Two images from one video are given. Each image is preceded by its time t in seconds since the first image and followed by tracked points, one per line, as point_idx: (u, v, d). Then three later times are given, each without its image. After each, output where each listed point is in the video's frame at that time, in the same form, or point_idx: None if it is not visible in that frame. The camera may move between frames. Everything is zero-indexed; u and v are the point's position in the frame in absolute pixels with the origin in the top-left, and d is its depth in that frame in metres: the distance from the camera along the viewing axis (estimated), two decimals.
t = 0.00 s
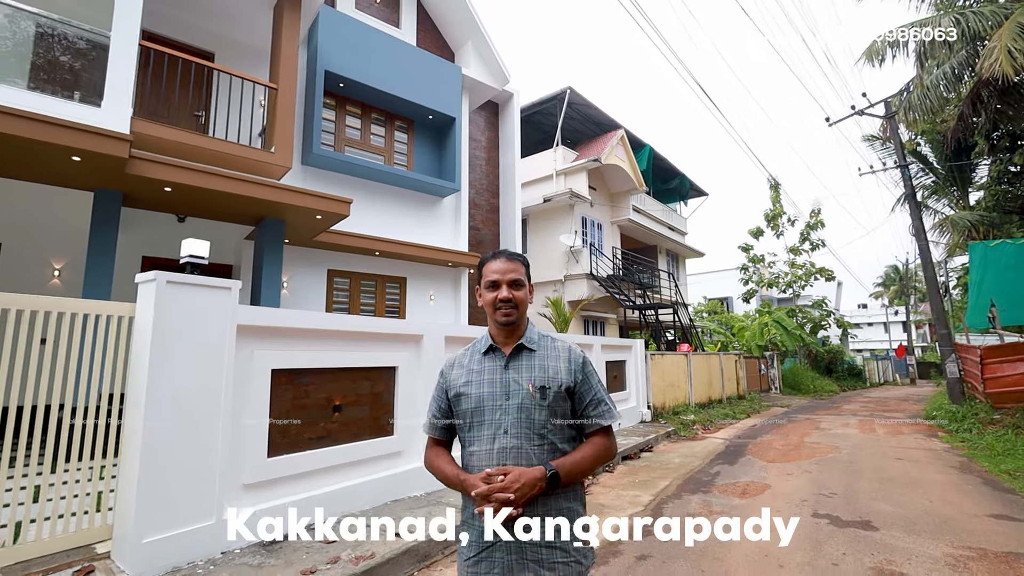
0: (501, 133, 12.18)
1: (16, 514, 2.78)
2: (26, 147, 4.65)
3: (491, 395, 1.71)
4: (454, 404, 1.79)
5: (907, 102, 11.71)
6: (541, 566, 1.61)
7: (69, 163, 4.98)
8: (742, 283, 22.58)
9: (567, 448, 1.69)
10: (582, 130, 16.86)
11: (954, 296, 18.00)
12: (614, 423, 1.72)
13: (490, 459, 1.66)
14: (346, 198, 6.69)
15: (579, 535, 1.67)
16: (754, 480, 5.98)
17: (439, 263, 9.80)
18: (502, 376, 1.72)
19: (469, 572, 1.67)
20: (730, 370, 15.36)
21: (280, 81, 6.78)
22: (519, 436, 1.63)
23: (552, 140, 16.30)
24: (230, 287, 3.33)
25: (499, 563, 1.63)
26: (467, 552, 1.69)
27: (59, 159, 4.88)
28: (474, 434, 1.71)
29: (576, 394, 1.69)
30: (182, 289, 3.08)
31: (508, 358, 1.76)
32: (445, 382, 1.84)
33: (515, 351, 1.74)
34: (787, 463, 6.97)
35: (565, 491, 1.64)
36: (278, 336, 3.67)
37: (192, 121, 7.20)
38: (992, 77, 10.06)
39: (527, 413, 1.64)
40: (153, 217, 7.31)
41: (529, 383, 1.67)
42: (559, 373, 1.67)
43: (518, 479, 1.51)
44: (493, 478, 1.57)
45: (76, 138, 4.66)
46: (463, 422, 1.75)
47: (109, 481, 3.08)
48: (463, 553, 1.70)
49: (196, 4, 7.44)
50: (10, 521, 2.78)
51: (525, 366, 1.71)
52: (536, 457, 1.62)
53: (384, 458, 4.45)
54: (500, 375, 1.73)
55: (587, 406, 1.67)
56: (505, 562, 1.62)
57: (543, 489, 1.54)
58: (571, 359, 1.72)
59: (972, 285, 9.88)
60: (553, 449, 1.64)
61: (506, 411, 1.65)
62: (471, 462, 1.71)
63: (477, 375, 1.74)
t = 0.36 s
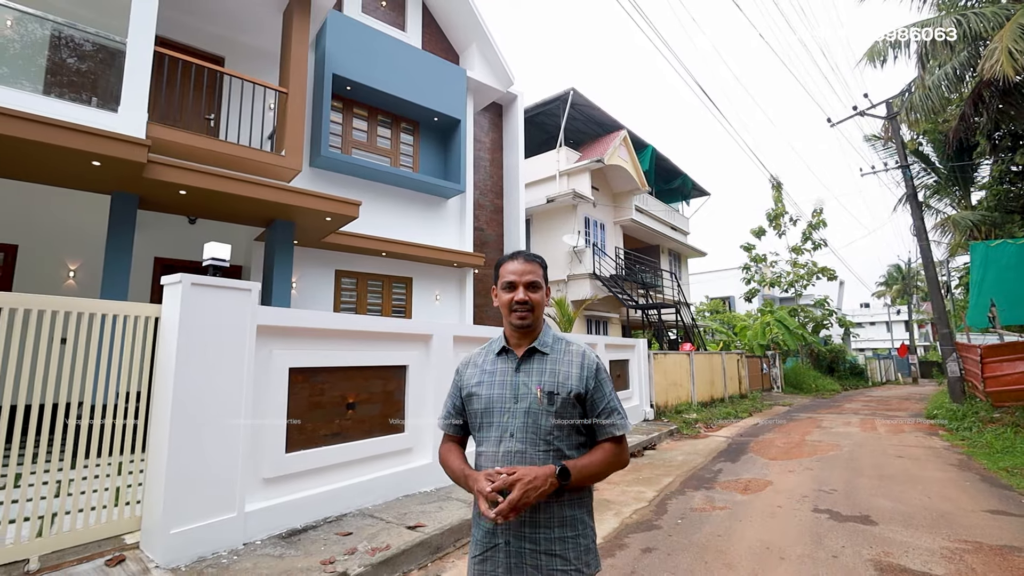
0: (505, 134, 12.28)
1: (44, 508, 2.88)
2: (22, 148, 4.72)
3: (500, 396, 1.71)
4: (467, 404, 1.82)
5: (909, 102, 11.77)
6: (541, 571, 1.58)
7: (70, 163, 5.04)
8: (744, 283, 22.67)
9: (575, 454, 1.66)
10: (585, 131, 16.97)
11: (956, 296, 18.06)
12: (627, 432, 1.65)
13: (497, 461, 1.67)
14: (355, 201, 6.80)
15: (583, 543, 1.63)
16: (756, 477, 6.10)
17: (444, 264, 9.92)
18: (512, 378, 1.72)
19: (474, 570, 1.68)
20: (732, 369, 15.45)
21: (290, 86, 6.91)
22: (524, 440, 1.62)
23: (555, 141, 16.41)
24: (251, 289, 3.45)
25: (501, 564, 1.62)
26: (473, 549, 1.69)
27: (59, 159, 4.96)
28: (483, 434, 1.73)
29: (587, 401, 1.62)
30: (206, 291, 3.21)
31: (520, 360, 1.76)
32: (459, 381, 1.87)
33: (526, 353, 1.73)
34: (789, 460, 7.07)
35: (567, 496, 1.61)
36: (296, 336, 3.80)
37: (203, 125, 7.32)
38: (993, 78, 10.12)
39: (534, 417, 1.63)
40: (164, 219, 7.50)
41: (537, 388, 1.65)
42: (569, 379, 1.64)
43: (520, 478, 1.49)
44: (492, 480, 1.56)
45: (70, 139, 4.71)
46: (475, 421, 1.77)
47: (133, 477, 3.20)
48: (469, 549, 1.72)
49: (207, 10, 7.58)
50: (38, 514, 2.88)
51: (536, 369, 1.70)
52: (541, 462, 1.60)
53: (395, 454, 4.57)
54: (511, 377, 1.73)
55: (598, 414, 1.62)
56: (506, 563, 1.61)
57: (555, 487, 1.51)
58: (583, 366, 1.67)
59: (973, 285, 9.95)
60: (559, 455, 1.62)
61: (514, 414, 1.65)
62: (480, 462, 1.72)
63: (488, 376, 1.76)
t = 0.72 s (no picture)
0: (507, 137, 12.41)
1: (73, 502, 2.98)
2: (12, 148, 4.77)
3: (518, 388, 1.70)
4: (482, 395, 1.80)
5: (908, 104, 11.88)
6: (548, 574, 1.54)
7: (62, 161, 5.08)
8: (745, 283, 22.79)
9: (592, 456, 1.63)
10: (587, 133, 17.10)
11: (956, 296, 18.17)
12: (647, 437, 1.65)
13: (510, 455, 1.65)
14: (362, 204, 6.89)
15: (595, 549, 1.57)
16: (756, 475, 6.23)
17: (449, 265, 10.05)
18: (533, 372, 1.71)
19: (474, 569, 1.64)
20: (733, 369, 15.57)
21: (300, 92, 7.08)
22: (542, 436, 1.60)
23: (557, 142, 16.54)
24: (269, 291, 3.59)
25: (505, 563, 1.58)
26: (474, 546, 1.66)
27: (51, 158, 5.01)
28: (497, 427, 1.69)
29: (608, 401, 1.65)
30: (227, 293, 3.35)
31: (541, 355, 1.76)
32: (476, 372, 1.85)
33: (550, 348, 1.74)
34: (788, 458, 7.20)
35: (578, 498, 1.56)
36: (311, 337, 3.93)
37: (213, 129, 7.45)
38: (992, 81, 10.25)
39: (554, 413, 1.61)
40: (174, 222, 7.64)
41: (559, 383, 1.65)
42: (593, 378, 1.65)
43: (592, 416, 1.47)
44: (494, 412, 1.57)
45: (55, 138, 4.75)
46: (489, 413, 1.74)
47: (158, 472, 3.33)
48: (471, 546, 1.68)
49: (215, 16, 7.72)
50: (66, 507, 2.99)
51: (558, 365, 1.70)
52: (556, 460, 1.58)
53: (405, 452, 4.69)
54: (532, 371, 1.72)
55: (619, 414, 1.63)
56: (511, 562, 1.57)
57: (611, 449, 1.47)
58: (607, 366, 1.69)
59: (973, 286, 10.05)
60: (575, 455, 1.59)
61: (533, 407, 1.62)
62: (491, 455, 1.70)
63: (508, 367, 1.75)
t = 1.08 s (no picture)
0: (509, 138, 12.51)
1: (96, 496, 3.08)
2: (7, 147, 4.82)
3: (540, 386, 1.66)
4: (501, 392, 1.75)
5: (907, 105, 11.99)
6: (571, 573, 1.54)
7: (65, 164, 5.18)
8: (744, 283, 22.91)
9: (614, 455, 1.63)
10: (588, 133, 17.20)
11: (954, 296, 18.29)
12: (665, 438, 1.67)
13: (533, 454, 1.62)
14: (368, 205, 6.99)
15: (616, 547, 1.59)
16: (755, 471, 6.35)
17: (452, 265, 10.16)
18: (556, 370, 1.68)
19: (493, 568, 1.60)
20: (733, 368, 15.69)
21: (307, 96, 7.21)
22: (567, 435, 1.57)
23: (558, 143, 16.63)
24: (282, 293, 3.70)
25: (528, 563, 1.55)
26: (495, 545, 1.62)
27: (50, 160, 5.08)
28: (519, 425, 1.66)
29: (631, 401, 1.64)
30: (243, 296, 3.46)
31: (564, 352, 1.72)
32: (494, 368, 1.80)
33: (572, 346, 1.70)
34: (787, 456, 7.32)
35: (602, 498, 1.58)
36: (323, 336, 4.05)
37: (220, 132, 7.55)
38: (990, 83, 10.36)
39: (579, 412, 1.58)
40: (182, 223, 7.75)
41: (584, 382, 1.63)
42: (616, 378, 1.64)
43: (569, 453, 1.46)
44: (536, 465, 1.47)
45: (52, 138, 4.81)
46: (509, 411, 1.70)
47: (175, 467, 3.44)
48: (491, 544, 1.64)
49: (222, 20, 7.83)
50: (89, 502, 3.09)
51: (581, 364, 1.67)
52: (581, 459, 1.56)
53: (413, 449, 4.80)
54: (554, 368, 1.68)
55: (641, 416, 1.64)
56: (534, 562, 1.55)
57: (593, 473, 1.47)
58: (629, 366, 1.68)
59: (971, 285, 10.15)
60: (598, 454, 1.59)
61: (557, 405, 1.59)
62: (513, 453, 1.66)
63: (530, 364, 1.70)
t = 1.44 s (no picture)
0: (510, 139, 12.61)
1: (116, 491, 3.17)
2: (16, 150, 4.90)
3: (546, 391, 1.70)
4: (506, 396, 1.77)
5: (905, 106, 12.10)
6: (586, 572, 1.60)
7: (72, 166, 5.26)
8: (743, 282, 23.04)
9: (620, 454, 1.71)
10: (588, 134, 17.30)
11: (951, 296, 18.43)
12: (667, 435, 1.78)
13: (544, 457, 1.66)
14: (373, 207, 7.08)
15: (624, 544, 1.67)
16: (754, 469, 6.46)
17: (454, 266, 10.27)
18: (561, 373, 1.72)
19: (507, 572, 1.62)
20: (731, 368, 15.80)
21: (313, 99, 7.32)
22: (578, 438, 1.63)
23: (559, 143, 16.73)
24: (294, 294, 3.80)
25: (543, 564, 1.59)
26: (507, 548, 1.64)
27: (58, 162, 5.17)
28: (527, 430, 1.70)
29: (635, 401, 1.73)
30: (257, 297, 3.57)
31: (568, 355, 1.77)
32: (497, 372, 1.82)
33: (576, 349, 1.76)
34: (785, 454, 7.44)
35: (611, 496, 1.64)
36: (333, 336, 4.15)
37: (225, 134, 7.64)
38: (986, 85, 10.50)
39: (588, 414, 1.65)
40: (188, 224, 7.84)
41: (591, 385, 1.69)
42: (622, 379, 1.71)
43: (583, 483, 1.50)
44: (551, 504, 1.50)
45: (64, 142, 4.91)
46: (516, 415, 1.73)
47: (192, 464, 3.53)
48: (503, 549, 1.66)
49: (228, 23, 7.93)
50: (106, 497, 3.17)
51: (586, 366, 1.73)
52: (593, 460, 1.62)
53: (419, 446, 4.90)
54: (559, 372, 1.72)
55: (646, 415, 1.74)
56: (550, 564, 1.58)
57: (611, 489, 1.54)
58: (632, 366, 1.76)
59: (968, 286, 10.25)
60: (608, 454, 1.66)
61: (566, 410, 1.65)
62: (522, 458, 1.69)
63: (535, 368, 1.74)
